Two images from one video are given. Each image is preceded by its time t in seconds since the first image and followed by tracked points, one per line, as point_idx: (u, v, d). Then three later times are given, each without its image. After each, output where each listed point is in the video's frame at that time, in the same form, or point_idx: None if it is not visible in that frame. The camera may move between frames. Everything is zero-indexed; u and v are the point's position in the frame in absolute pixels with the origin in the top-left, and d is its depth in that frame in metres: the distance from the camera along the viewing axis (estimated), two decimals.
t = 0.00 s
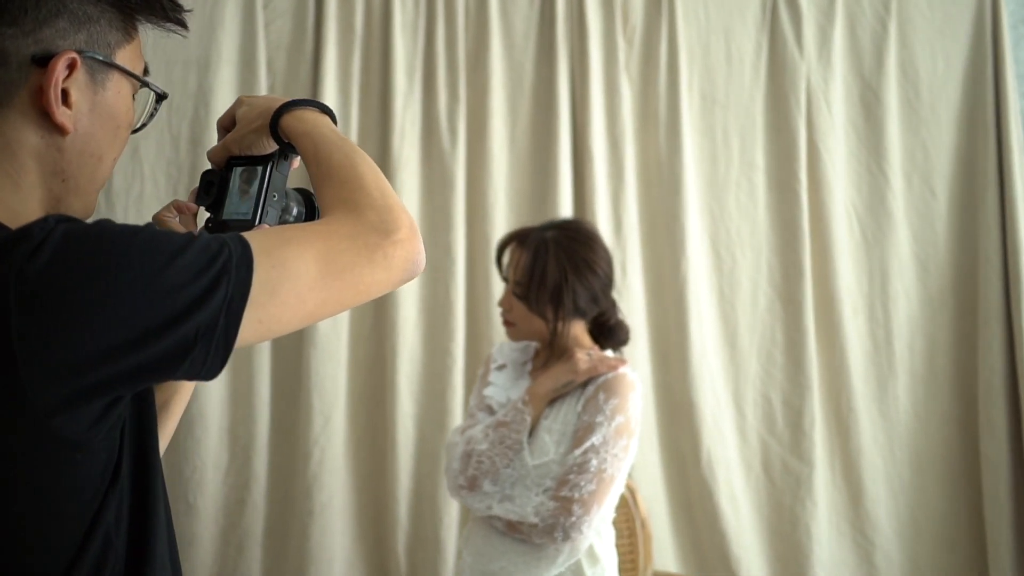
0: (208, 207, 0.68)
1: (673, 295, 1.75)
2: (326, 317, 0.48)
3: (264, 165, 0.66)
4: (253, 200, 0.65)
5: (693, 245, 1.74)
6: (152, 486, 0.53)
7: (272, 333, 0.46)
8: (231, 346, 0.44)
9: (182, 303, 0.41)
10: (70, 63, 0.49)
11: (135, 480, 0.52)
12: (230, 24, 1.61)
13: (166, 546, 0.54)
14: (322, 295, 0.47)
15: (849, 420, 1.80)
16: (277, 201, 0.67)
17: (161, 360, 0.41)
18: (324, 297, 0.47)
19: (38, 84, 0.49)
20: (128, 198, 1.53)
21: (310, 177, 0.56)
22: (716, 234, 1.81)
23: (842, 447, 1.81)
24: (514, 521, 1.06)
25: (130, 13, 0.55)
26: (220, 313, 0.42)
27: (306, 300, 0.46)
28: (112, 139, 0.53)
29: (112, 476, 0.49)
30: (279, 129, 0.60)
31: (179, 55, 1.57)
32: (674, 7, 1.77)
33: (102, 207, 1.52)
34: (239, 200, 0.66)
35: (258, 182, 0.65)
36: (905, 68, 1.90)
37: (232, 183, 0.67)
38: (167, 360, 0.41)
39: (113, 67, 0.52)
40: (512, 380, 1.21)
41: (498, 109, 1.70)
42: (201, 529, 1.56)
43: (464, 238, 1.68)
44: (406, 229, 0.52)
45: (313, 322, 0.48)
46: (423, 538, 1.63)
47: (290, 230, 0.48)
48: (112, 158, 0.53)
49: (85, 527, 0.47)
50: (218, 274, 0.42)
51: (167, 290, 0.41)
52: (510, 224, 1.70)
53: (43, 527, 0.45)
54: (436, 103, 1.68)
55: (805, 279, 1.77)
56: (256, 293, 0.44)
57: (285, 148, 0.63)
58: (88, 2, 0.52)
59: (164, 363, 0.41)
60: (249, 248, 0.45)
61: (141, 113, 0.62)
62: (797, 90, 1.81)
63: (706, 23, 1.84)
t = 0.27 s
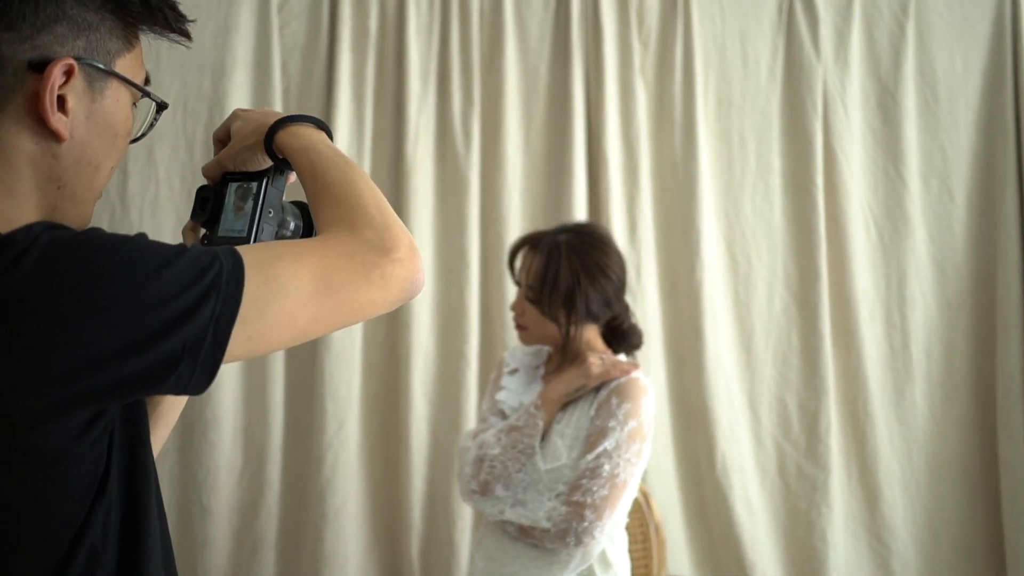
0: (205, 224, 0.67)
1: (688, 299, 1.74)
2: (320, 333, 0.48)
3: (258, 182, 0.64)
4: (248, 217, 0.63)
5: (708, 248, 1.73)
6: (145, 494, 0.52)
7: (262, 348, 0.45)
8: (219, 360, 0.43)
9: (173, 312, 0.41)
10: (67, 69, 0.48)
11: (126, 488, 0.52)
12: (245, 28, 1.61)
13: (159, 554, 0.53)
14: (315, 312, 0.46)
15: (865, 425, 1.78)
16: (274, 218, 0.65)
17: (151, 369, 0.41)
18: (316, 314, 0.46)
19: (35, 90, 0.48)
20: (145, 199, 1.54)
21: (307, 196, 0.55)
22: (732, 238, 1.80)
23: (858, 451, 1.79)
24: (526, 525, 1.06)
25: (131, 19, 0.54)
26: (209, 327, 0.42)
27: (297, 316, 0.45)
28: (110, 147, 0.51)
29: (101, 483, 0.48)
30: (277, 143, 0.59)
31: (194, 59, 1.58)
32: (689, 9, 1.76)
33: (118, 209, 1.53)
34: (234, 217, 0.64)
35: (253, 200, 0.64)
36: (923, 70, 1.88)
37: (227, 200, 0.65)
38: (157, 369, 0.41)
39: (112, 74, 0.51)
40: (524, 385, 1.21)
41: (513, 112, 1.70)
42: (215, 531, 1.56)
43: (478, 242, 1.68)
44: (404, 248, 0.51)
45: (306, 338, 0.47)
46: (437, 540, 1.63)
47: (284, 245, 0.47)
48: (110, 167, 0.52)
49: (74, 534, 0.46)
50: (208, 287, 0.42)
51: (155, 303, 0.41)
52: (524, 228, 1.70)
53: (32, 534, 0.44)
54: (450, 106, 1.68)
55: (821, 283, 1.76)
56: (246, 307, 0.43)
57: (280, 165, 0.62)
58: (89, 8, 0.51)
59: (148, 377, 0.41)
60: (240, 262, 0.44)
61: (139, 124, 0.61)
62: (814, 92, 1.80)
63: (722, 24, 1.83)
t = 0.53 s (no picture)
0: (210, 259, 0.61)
1: (702, 300, 1.73)
2: (309, 353, 0.44)
3: (259, 209, 0.59)
4: (248, 245, 0.58)
5: (723, 249, 1.72)
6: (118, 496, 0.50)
7: (244, 364, 0.42)
8: (196, 370, 0.40)
9: (154, 314, 0.38)
10: (71, 69, 0.47)
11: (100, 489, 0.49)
12: (260, 30, 1.62)
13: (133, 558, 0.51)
14: (306, 329, 0.43)
15: (881, 429, 1.77)
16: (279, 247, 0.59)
17: (126, 373, 0.38)
18: (306, 332, 0.43)
19: (38, 88, 0.47)
20: (159, 199, 1.55)
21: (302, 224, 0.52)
22: (747, 238, 1.80)
23: (874, 454, 1.78)
24: (540, 527, 1.06)
25: (139, 29, 0.54)
26: (191, 335, 0.39)
27: (286, 332, 0.42)
28: (109, 155, 0.51)
29: (71, 484, 0.46)
30: (274, 168, 0.55)
31: (208, 61, 1.59)
32: (704, 10, 1.76)
33: (133, 210, 1.54)
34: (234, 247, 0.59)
35: (254, 227, 0.58)
36: (940, 70, 1.87)
37: (228, 231, 0.60)
38: (133, 373, 0.38)
39: (116, 80, 0.50)
40: (538, 386, 1.20)
41: (527, 113, 1.70)
42: (230, 532, 1.57)
43: (492, 243, 1.68)
44: (402, 273, 0.48)
45: (293, 358, 0.44)
46: (450, 542, 1.63)
47: (276, 260, 0.44)
48: (107, 175, 0.51)
49: (38, 537, 0.45)
50: (193, 292, 0.40)
51: (134, 305, 0.38)
52: (538, 229, 1.70)
53: None
54: (464, 107, 1.68)
55: (837, 284, 1.75)
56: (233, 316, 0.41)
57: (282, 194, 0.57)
58: (99, 12, 0.51)
59: (122, 383, 0.39)
60: (229, 270, 0.41)
61: (142, 136, 0.61)
62: (829, 93, 1.79)
63: (737, 25, 1.82)
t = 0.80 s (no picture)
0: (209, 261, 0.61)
1: (715, 300, 1.73)
2: (305, 352, 0.44)
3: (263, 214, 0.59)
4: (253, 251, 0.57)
5: (736, 249, 1.71)
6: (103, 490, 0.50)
7: (242, 359, 0.42)
8: (191, 365, 0.40)
9: (153, 303, 0.38)
10: (86, 67, 0.48)
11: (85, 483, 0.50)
12: (272, 31, 1.63)
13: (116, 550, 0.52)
14: (302, 328, 0.43)
15: (896, 430, 1.76)
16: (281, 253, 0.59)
17: (122, 363, 0.38)
18: (304, 330, 0.43)
19: (51, 85, 0.47)
20: (173, 199, 1.56)
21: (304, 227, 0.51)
22: (760, 238, 1.79)
23: (889, 455, 1.77)
24: (550, 528, 1.05)
25: (153, 41, 0.55)
26: (185, 328, 0.39)
27: (284, 329, 0.42)
28: (113, 159, 0.51)
29: (55, 479, 0.47)
30: (276, 172, 0.55)
31: (221, 62, 1.60)
32: (717, 9, 1.75)
33: (147, 210, 1.55)
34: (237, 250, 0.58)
35: (258, 232, 0.58)
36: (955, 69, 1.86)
37: (229, 233, 0.59)
38: (128, 362, 0.38)
39: (127, 86, 0.51)
40: (548, 386, 1.20)
41: (539, 113, 1.70)
42: (242, 531, 1.57)
43: (504, 243, 1.68)
44: (401, 275, 0.47)
45: (289, 356, 0.44)
46: (462, 542, 1.63)
47: (275, 258, 0.44)
48: (110, 179, 0.51)
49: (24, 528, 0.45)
50: (189, 286, 0.39)
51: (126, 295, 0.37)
52: (550, 229, 1.70)
53: None
54: (476, 107, 1.68)
55: (850, 284, 1.74)
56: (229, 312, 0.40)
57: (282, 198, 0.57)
58: (117, 17, 0.52)
59: (113, 373, 0.38)
60: (227, 265, 0.41)
61: (148, 145, 0.62)
62: (843, 92, 1.78)
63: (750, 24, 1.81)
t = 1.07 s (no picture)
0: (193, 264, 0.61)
1: (720, 299, 1.72)
2: (256, 355, 0.43)
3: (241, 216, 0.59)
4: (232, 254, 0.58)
5: (742, 248, 1.71)
6: (69, 477, 0.51)
7: (191, 364, 0.41)
8: (141, 370, 0.39)
9: (96, 310, 0.37)
10: (54, 82, 0.46)
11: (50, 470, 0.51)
12: (277, 31, 1.63)
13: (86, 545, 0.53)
14: (253, 331, 0.42)
15: (903, 430, 1.75)
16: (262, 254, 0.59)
17: (68, 369, 0.37)
18: (254, 333, 0.42)
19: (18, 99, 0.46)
20: (177, 199, 1.56)
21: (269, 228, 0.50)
22: (765, 237, 1.78)
23: (895, 455, 1.76)
24: (550, 526, 1.05)
25: (127, 56, 0.54)
26: (136, 333, 0.38)
27: (233, 333, 0.41)
28: (83, 171, 0.50)
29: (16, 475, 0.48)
30: (247, 175, 0.54)
31: (226, 63, 1.60)
32: (722, 8, 1.74)
33: (152, 210, 1.56)
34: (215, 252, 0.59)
35: (237, 235, 0.58)
36: (963, 66, 1.85)
37: (210, 236, 0.60)
38: (74, 369, 0.38)
39: (99, 101, 0.49)
40: (549, 385, 1.20)
41: (543, 112, 1.69)
42: (247, 530, 1.58)
43: (509, 241, 1.68)
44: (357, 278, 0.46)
45: (239, 359, 0.43)
46: (466, 540, 1.63)
47: (228, 261, 0.43)
48: (79, 190, 0.50)
49: None
50: (142, 290, 0.39)
51: (75, 298, 0.37)
52: (555, 228, 1.69)
53: None
54: (480, 106, 1.68)
55: (856, 284, 1.73)
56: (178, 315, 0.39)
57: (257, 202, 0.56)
58: (89, 32, 0.51)
59: (63, 377, 0.38)
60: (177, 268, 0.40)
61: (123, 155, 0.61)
62: (850, 91, 1.77)
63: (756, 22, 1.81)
